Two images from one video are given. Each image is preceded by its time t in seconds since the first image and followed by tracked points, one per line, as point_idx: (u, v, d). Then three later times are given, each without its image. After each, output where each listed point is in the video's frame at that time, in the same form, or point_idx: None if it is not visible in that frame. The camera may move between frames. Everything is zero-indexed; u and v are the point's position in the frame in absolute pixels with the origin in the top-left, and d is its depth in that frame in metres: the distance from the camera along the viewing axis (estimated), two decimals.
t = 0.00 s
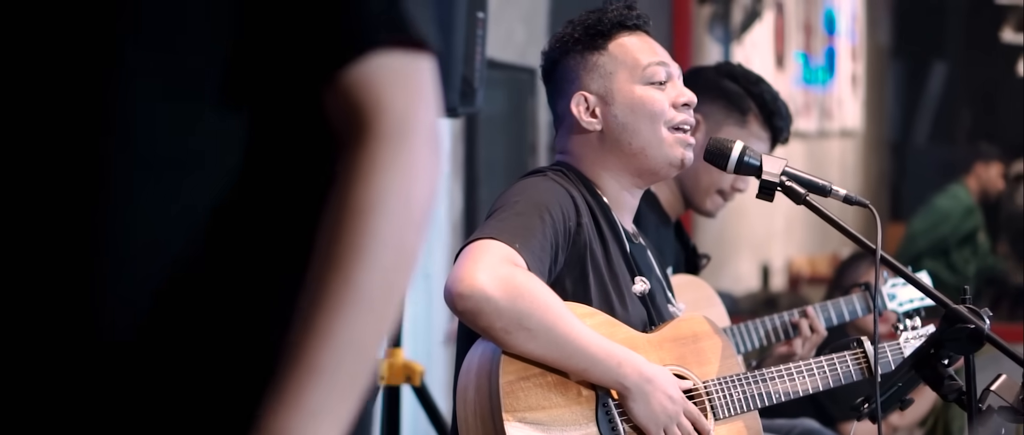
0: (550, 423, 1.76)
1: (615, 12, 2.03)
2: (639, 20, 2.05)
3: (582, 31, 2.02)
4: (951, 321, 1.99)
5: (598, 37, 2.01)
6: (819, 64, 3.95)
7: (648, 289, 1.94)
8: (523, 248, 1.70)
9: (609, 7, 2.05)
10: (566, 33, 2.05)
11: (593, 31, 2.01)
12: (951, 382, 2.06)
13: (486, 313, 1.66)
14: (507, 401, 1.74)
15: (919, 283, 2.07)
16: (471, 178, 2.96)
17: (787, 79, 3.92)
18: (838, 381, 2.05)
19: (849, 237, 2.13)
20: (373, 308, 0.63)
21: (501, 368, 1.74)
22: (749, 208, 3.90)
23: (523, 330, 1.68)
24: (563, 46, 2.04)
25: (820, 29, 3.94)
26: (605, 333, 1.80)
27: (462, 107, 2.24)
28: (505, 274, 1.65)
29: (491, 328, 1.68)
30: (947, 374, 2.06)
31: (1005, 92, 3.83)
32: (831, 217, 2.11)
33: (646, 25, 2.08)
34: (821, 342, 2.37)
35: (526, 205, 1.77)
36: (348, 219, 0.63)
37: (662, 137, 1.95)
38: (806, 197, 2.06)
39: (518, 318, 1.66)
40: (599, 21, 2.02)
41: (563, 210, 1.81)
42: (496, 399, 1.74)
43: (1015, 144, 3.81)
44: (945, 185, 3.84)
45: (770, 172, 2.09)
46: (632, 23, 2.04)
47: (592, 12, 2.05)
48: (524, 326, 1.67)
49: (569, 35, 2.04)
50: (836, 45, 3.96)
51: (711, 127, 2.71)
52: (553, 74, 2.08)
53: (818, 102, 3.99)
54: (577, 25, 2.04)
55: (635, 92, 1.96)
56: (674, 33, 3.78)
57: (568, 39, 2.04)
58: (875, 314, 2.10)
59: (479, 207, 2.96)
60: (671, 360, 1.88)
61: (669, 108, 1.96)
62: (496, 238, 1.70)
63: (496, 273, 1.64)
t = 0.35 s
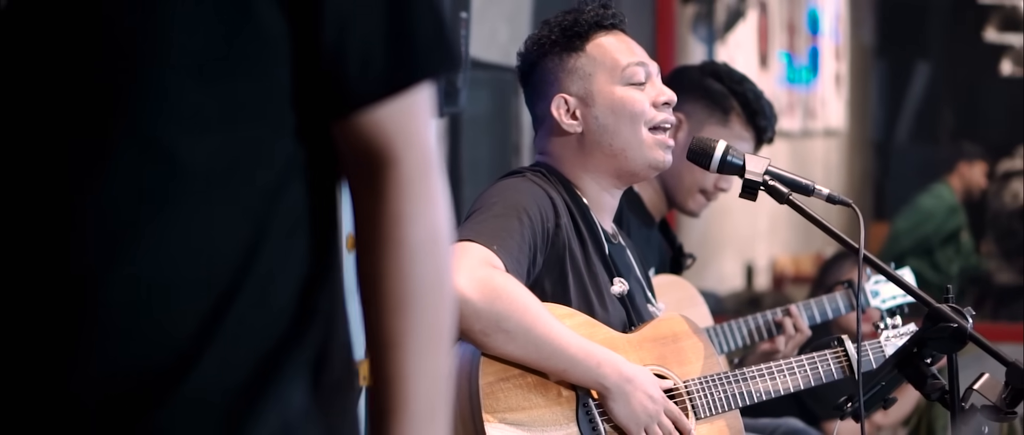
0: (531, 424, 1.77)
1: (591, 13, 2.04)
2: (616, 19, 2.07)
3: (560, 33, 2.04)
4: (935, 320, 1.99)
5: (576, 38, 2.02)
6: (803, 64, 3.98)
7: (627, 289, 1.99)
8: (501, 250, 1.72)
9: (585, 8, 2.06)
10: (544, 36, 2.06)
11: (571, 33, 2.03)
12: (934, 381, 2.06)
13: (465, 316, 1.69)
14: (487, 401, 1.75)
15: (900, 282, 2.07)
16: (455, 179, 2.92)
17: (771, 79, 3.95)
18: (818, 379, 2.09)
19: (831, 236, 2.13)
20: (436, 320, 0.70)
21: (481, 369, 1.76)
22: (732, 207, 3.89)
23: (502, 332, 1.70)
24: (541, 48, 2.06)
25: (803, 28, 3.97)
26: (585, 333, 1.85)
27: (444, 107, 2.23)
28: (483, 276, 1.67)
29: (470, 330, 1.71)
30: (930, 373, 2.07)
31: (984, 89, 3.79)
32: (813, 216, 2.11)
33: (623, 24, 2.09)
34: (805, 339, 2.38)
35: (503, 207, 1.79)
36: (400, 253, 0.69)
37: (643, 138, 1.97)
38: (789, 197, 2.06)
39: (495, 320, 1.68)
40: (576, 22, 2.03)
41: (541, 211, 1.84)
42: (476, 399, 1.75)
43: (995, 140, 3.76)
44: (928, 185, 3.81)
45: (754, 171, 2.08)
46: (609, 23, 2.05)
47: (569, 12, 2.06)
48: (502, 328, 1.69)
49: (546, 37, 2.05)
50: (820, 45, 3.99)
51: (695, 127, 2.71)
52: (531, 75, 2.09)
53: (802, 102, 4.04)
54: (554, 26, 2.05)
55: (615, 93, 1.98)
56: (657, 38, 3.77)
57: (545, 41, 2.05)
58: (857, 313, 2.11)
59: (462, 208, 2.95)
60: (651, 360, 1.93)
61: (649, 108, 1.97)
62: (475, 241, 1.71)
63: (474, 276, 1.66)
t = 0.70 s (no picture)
0: (512, 423, 1.79)
1: (569, 15, 2.04)
2: (594, 19, 2.07)
3: (538, 37, 2.04)
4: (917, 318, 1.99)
5: (555, 41, 2.02)
6: (787, 62, 3.93)
7: (609, 289, 1.99)
8: (481, 250, 1.73)
9: (564, 10, 2.05)
10: (522, 41, 2.06)
11: (550, 37, 2.03)
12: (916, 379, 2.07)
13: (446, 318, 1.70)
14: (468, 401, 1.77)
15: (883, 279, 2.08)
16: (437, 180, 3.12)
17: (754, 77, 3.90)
18: (801, 376, 2.10)
19: (814, 234, 2.14)
20: (442, 320, 0.67)
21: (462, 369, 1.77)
22: (716, 206, 3.89)
23: (482, 332, 1.70)
24: (519, 52, 2.06)
25: (788, 27, 3.94)
26: (566, 333, 1.86)
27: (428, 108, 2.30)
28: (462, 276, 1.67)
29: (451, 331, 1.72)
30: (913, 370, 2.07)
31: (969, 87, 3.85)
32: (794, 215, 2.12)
33: (601, 23, 2.10)
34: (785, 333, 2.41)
35: (483, 207, 1.79)
36: (401, 247, 0.66)
37: (625, 141, 1.98)
38: (772, 195, 2.07)
39: (476, 321, 1.68)
40: (555, 25, 2.03)
41: (522, 211, 1.85)
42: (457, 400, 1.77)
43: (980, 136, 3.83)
44: (912, 183, 3.86)
45: (736, 170, 2.09)
46: (587, 23, 2.05)
47: (548, 14, 2.06)
48: (483, 328, 1.69)
49: (525, 41, 2.05)
50: (804, 43, 3.95)
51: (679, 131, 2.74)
52: (512, 80, 2.10)
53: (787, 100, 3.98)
54: (533, 30, 2.05)
55: (596, 96, 1.98)
56: (641, 36, 3.80)
57: (524, 45, 2.05)
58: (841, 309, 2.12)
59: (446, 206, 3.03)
60: (632, 359, 1.94)
61: (630, 110, 1.98)
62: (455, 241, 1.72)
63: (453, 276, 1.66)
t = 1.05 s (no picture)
0: (512, 423, 1.78)
1: (567, 14, 2.03)
2: (592, 17, 2.07)
3: (537, 37, 2.03)
4: (918, 317, 1.99)
5: (554, 41, 2.02)
6: (788, 60, 4.00)
7: (609, 288, 2.00)
8: (481, 250, 1.72)
9: (562, 9, 2.05)
10: (521, 41, 2.06)
11: (549, 36, 2.02)
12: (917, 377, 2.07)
13: (444, 316, 1.68)
14: (468, 401, 1.75)
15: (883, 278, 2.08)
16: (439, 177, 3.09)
17: (756, 76, 3.99)
18: (802, 374, 2.10)
19: (816, 234, 2.14)
20: (329, 306, 1.08)
21: (461, 369, 1.76)
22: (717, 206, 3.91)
23: (481, 332, 1.70)
24: (519, 53, 2.06)
25: (788, 25, 3.99)
26: (566, 332, 1.86)
27: (428, 105, 2.31)
28: (461, 275, 1.67)
29: (449, 330, 1.70)
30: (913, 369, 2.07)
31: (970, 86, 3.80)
32: (796, 212, 2.12)
33: (599, 21, 2.10)
34: (781, 326, 2.41)
35: (483, 206, 1.79)
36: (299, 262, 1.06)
37: (628, 138, 1.97)
38: (772, 193, 2.07)
39: (475, 320, 1.68)
40: (553, 24, 2.02)
41: (522, 210, 1.85)
42: (456, 400, 1.75)
43: (979, 134, 3.78)
44: (913, 182, 3.86)
45: (737, 168, 2.09)
46: (585, 22, 2.05)
47: (546, 13, 2.05)
48: (481, 328, 1.69)
49: (524, 42, 2.05)
50: (804, 41, 4.00)
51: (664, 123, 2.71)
52: (512, 81, 2.10)
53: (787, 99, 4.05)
54: (531, 30, 2.05)
55: (597, 95, 1.98)
56: (641, 31, 3.88)
57: (523, 46, 2.05)
58: (841, 307, 2.15)
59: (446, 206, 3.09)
60: (633, 358, 1.95)
61: (631, 108, 1.97)
62: (454, 240, 1.72)
63: (452, 276, 1.66)
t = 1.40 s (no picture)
0: (508, 424, 1.78)
1: (565, 17, 2.04)
2: (589, 20, 2.07)
3: (535, 40, 2.03)
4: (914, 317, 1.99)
5: (552, 44, 2.02)
6: (786, 61, 3.88)
7: (606, 292, 2.01)
8: (476, 251, 1.72)
9: (559, 11, 2.05)
10: (518, 44, 2.06)
11: (546, 39, 2.02)
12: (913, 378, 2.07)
13: (440, 318, 1.68)
14: (463, 402, 1.75)
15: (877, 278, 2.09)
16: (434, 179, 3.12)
17: (754, 77, 3.88)
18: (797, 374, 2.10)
19: (813, 236, 2.15)
20: None
21: (456, 370, 1.76)
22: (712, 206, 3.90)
23: (476, 333, 1.70)
24: (516, 56, 2.06)
25: (786, 26, 3.87)
26: (561, 333, 1.86)
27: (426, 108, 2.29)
28: (456, 277, 1.67)
29: (444, 332, 1.70)
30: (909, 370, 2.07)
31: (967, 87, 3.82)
32: (793, 213, 2.12)
33: (597, 23, 2.10)
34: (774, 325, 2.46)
35: (480, 208, 1.79)
36: None
37: (625, 141, 1.98)
38: (769, 194, 2.07)
39: (470, 321, 1.68)
40: (550, 27, 2.03)
41: (518, 212, 1.85)
42: (452, 401, 1.75)
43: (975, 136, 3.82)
44: (912, 182, 3.84)
45: (733, 169, 2.09)
46: (583, 24, 2.05)
47: (544, 16, 2.06)
48: (476, 329, 1.69)
49: (521, 45, 2.05)
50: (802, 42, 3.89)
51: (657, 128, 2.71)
52: (510, 84, 2.10)
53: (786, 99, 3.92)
54: (529, 33, 2.05)
55: (594, 98, 1.98)
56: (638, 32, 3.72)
57: (521, 49, 2.05)
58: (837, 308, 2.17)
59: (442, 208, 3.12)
60: (628, 358, 1.95)
61: (629, 111, 1.98)
62: (449, 242, 1.72)
63: (447, 277, 1.66)
